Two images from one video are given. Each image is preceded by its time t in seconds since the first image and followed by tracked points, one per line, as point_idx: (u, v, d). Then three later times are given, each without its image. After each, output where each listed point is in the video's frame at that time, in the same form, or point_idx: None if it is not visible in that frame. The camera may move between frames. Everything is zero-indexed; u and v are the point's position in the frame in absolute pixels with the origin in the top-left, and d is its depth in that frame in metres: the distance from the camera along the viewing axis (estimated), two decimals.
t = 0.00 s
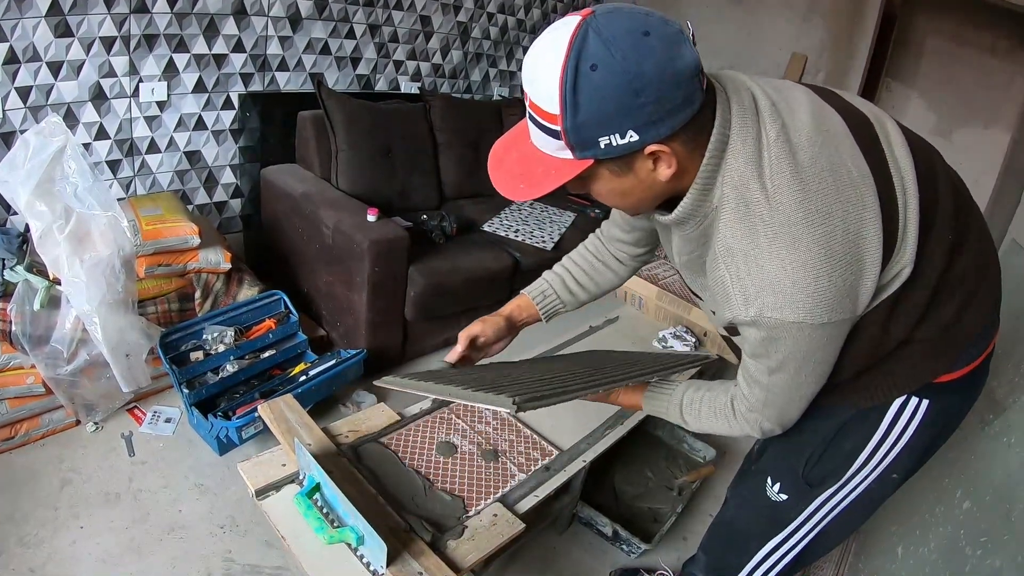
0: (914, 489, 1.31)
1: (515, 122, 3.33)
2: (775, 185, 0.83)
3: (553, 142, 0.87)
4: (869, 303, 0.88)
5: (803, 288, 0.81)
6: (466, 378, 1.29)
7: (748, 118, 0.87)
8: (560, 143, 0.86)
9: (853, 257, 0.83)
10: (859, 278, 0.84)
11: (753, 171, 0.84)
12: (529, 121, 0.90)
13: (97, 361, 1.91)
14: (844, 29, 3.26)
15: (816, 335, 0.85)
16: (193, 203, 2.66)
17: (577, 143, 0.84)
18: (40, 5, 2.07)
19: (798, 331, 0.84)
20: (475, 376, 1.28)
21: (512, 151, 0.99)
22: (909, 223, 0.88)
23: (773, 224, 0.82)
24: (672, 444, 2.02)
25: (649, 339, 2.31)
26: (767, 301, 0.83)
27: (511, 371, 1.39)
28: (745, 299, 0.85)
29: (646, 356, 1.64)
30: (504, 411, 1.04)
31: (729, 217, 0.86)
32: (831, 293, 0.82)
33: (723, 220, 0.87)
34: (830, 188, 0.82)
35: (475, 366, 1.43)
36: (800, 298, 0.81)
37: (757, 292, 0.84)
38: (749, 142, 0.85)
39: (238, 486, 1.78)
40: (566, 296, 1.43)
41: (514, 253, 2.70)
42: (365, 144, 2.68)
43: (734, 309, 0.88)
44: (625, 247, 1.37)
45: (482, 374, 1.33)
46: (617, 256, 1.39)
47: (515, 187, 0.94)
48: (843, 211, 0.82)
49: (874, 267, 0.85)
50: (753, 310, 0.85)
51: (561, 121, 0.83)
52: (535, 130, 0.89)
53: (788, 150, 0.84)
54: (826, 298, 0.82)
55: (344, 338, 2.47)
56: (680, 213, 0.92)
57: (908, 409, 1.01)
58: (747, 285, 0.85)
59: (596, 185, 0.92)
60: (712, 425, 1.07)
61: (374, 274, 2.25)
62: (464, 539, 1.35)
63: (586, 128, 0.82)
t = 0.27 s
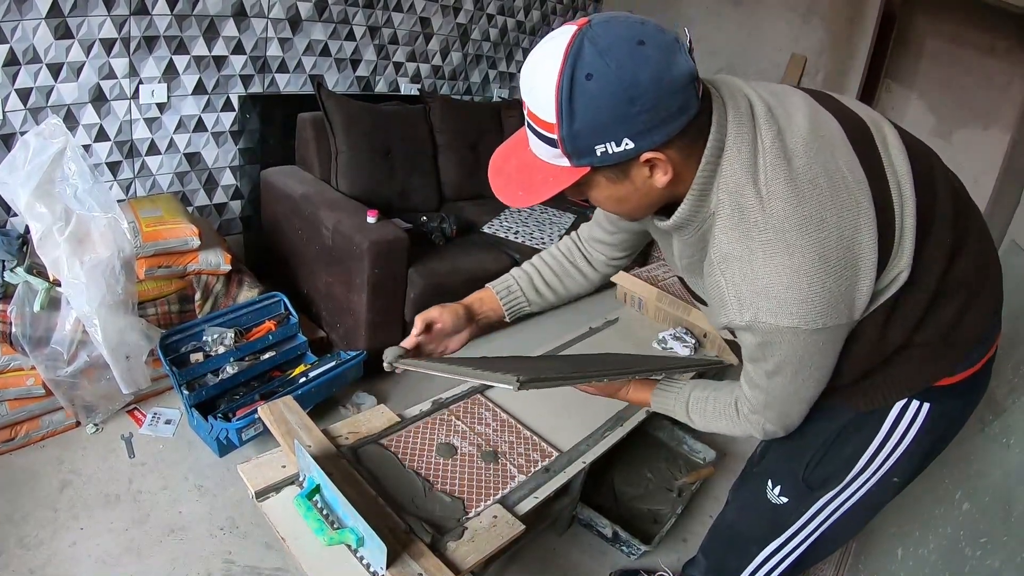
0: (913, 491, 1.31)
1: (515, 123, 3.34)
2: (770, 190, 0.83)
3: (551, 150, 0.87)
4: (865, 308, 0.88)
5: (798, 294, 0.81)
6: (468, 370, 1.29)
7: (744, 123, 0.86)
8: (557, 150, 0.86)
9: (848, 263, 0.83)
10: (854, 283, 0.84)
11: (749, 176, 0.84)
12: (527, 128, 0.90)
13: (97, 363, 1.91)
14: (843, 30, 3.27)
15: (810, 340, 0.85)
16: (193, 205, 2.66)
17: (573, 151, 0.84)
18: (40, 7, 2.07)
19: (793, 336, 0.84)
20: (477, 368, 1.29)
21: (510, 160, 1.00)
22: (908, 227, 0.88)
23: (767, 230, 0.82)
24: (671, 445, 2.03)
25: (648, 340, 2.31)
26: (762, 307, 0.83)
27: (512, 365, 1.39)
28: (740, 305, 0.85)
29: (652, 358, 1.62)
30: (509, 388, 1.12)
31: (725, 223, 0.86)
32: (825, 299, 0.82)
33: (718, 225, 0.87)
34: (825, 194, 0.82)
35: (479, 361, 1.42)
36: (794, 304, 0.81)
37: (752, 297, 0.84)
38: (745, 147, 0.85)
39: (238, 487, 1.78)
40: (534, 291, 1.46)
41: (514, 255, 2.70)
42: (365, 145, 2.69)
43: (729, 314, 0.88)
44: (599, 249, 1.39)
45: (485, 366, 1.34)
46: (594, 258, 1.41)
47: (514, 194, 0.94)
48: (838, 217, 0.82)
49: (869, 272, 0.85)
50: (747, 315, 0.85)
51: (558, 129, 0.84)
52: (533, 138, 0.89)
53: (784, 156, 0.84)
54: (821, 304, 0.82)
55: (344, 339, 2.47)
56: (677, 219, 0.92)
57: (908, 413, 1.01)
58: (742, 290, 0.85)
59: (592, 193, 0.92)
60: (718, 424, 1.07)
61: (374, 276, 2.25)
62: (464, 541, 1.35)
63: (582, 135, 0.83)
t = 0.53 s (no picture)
0: (913, 492, 1.30)
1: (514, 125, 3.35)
2: (760, 203, 0.82)
3: (542, 166, 0.87)
4: (860, 317, 0.87)
5: (791, 306, 0.81)
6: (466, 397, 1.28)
7: (733, 137, 0.86)
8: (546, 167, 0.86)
9: (840, 273, 0.82)
10: (848, 291, 0.84)
11: (738, 190, 0.83)
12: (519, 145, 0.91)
13: (97, 365, 1.91)
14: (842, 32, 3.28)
15: (806, 350, 0.84)
16: (192, 207, 2.66)
17: (564, 169, 0.84)
18: (39, 9, 2.07)
19: (789, 347, 0.84)
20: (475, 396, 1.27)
21: (508, 176, 1.00)
22: (899, 237, 0.87)
23: (759, 242, 0.82)
24: (671, 447, 2.03)
25: (648, 342, 2.31)
26: (756, 319, 0.83)
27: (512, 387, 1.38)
28: (736, 317, 0.85)
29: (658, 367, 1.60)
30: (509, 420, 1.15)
31: (717, 236, 0.85)
32: (818, 310, 0.81)
33: (711, 238, 0.87)
34: (814, 205, 0.82)
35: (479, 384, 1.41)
36: (788, 316, 0.81)
37: (746, 309, 0.84)
38: (734, 161, 0.84)
39: (238, 489, 1.78)
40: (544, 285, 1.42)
41: (513, 257, 2.71)
42: (365, 148, 2.69)
43: (724, 326, 0.88)
44: (608, 261, 1.37)
45: (484, 391, 1.32)
46: (602, 270, 1.39)
47: (511, 209, 0.95)
48: (828, 228, 0.82)
49: (862, 281, 0.84)
50: (743, 327, 0.84)
51: (548, 148, 0.84)
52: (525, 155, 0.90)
53: (773, 169, 0.83)
54: (815, 314, 0.81)
55: (344, 341, 2.47)
56: (671, 232, 0.92)
57: (911, 417, 0.99)
58: (737, 302, 0.85)
59: (585, 207, 0.92)
60: (727, 437, 1.07)
61: (373, 278, 2.25)
62: (463, 543, 1.35)
63: (571, 154, 0.83)
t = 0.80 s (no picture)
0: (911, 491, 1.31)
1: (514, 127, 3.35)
2: (740, 225, 0.80)
3: (531, 214, 0.87)
4: (852, 334, 0.83)
5: (780, 328, 0.76)
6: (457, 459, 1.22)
7: (710, 166, 0.84)
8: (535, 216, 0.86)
9: (828, 293, 0.79)
10: (837, 309, 0.80)
11: (718, 218, 0.81)
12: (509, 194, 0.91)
13: (98, 367, 1.92)
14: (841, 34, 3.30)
15: (800, 372, 0.80)
16: (192, 209, 2.66)
17: (551, 216, 0.85)
18: (41, 12, 2.07)
19: (782, 369, 0.79)
20: (466, 459, 1.22)
21: (499, 223, 1.00)
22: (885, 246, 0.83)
23: (740, 264, 0.78)
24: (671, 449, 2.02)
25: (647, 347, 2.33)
26: (746, 345, 0.79)
27: (505, 443, 1.32)
28: (726, 345, 0.81)
29: (653, 400, 1.56)
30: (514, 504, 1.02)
31: (701, 265, 0.82)
32: (809, 331, 0.77)
33: (696, 265, 0.84)
34: (795, 226, 0.79)
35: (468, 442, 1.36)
36: (778, 338, 0.77)
37: (735, 336, 0.79)
38: (714, 191, 0.82)
39: (239, 492, 1.78)
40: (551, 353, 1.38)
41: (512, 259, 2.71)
42: (364, 149, 2.69)
43: (716, 354, 0.83)
44: (618, 317, 1.30)
45: (476, 452, 1.27)
46: (611, 324, 1.32)
47: (501, 256, 0.95)
48: (811, 246, 0.78)
49: (849, 298, 0.80)
50: (733, 352, 0.80)
51: (534, 198, 0.84)
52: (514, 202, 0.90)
53: (750, 194, 0.81)
54: (805, 335, 0.77)
55: (344, 344, 2.48)
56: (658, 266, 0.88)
57: (915, 423, 0.95)
58: (725, 327, 0.81)
59: (573, 251, 0.92)
60: (732, 464, 1.03)
61: (373, 280, 2.25)
62: (464, 544, 1.35)
63: (558, 203, 0.83)
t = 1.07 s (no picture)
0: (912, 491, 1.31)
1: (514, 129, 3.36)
2: (732, 236, 0.79)
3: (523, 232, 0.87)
4: (849, 338, 0.83)
5: (776, 337, 0.76)
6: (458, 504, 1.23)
7: (699, 177, 0.84)
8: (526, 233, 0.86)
9: (823, 300, 0.78)
10: (833, 316, 0.80)
11: (710, 229, 0.80)
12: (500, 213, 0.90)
13: (99, 369, 1.91)
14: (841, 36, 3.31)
15: (799, 379, 0.80)
16: (194, 211, 2.67)
17: (542, 234, 0.84)
18: (42, 14, 2.08)
19: (781, 378, 0.79)
20: (468, 505, 1.22)
21: (492, 243, 0.99)
22: (880, 251, 0.83)
23: (734, 276, 0.78)
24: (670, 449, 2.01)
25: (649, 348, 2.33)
26: (744, 355, 0.78)
27: (505, 482, 1.33)
28: (723, 356, 0.80)
29: (651, 419, 1.55)
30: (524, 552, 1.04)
31: (694, 277, 0.82)
32: (805, 339, 0.77)
33: (689, 278, 0.83)
34: (788, 234, 0.79)
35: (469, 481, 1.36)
36: (774, 347, 0.76)
37: (732, 347, 0.79)
38: (704, 201, 0.82)
39: (240, 493, 1.78)
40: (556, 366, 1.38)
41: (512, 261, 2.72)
42: (365, 151, 2.70)
43: (714, 365, 0.83)
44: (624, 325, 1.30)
45: (478, 495, 1.27)
46: (619, 334, 1.32)
47: (496, 276, 0.94)
48: (805, 255, 0.78)
49: (844, 304, 0.80)
50: (731, 363, 0.80)
51: (525, 216, 0.83)
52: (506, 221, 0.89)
53: (741, 204, 0.81)
54: (802, 343, 0.77)
55: (345, 346, 2.48)
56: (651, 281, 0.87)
57: (916, 425, 0.95)
58: (722, 339, 0.80)
59: (566, 266, 0.92)
60: (738, 476, 1.05)
61: (374, 282, 2.25)
62: (465, 546, 1.35)
63: (548, 219, 0.82)
